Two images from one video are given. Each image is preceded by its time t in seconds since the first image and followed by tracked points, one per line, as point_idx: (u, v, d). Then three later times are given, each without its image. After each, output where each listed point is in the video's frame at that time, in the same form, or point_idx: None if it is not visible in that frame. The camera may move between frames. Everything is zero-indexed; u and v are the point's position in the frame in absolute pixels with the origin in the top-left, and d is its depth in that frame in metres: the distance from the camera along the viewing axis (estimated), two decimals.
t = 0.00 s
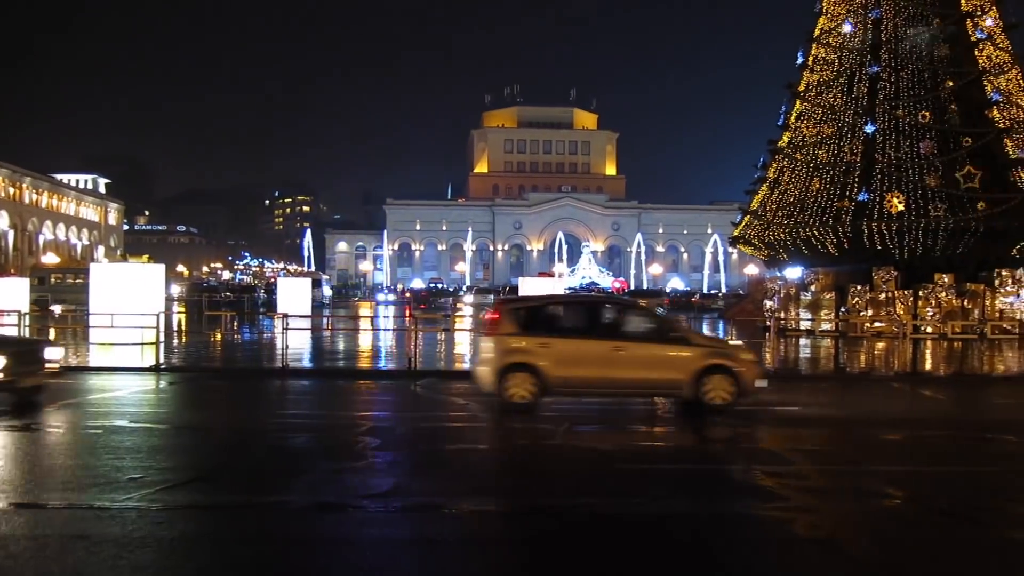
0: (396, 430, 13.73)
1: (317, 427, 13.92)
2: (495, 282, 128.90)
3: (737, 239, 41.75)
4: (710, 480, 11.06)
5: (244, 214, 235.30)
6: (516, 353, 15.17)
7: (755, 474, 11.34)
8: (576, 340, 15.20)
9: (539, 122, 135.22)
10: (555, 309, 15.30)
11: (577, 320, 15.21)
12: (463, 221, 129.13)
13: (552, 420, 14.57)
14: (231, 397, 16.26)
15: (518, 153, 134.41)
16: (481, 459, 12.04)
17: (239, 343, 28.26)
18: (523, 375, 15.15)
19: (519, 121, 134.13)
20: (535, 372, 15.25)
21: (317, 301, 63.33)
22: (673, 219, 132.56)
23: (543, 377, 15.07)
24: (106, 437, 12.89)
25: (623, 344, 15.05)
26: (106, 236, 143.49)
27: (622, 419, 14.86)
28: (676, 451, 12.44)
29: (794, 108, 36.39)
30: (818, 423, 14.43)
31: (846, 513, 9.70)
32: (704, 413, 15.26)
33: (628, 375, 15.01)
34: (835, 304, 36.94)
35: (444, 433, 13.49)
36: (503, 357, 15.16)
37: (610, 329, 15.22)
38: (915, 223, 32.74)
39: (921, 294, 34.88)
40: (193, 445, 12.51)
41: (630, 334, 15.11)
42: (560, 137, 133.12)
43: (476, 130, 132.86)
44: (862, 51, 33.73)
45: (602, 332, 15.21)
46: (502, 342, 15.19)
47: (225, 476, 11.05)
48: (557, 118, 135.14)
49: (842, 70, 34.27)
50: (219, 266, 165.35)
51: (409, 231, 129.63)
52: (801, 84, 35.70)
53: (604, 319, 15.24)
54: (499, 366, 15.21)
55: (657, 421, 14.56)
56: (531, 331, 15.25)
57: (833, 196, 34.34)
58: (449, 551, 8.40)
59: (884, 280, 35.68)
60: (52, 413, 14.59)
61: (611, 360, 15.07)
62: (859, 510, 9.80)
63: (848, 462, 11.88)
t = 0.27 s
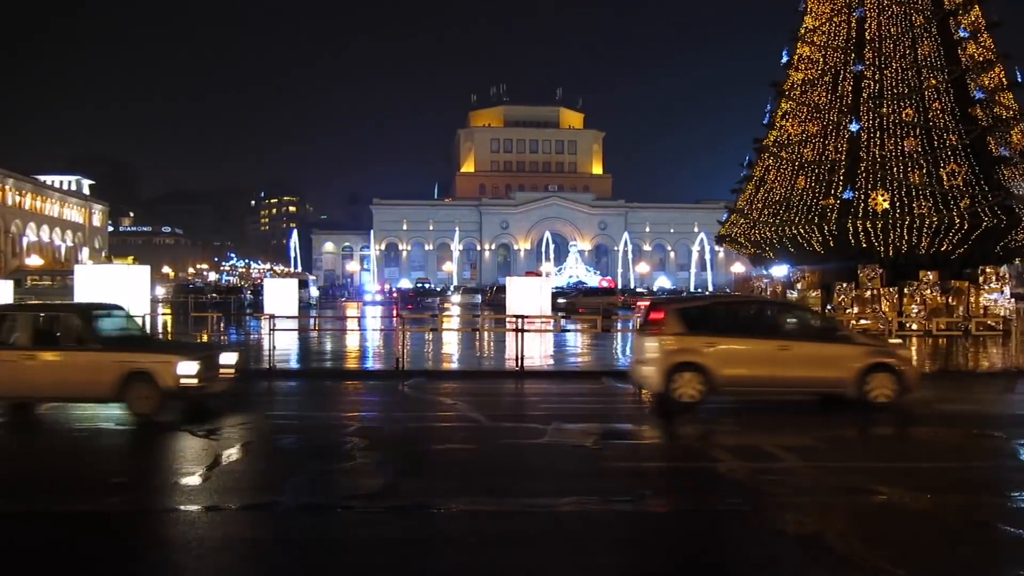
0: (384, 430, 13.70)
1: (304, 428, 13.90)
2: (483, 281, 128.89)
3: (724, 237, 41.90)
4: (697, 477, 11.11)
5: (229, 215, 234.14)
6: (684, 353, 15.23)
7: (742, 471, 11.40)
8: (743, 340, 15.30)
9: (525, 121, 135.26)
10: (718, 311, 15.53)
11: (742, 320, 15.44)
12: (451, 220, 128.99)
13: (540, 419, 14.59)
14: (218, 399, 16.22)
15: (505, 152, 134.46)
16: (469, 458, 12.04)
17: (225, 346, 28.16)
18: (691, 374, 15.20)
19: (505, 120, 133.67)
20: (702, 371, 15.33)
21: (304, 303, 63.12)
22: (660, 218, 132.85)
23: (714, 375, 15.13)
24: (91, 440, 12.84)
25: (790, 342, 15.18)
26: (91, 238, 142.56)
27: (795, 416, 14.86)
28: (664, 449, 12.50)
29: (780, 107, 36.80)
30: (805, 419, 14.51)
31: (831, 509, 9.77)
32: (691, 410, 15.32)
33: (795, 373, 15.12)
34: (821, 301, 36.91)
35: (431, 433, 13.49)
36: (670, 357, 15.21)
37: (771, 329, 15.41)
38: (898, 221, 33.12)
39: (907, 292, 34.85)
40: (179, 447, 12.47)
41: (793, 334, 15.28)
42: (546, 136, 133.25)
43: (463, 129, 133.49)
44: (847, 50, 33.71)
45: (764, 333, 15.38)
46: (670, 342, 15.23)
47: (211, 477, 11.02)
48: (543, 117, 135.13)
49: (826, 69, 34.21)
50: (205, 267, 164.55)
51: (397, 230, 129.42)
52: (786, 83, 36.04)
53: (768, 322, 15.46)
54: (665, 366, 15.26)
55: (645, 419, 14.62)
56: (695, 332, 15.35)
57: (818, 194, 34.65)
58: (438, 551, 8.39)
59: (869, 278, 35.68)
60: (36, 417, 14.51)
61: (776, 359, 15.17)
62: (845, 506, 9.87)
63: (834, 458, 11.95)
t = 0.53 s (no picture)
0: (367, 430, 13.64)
1: (286, 427, 13.81)
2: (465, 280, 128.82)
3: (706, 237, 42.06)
4: (680, 475, 11.16)
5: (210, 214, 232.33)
6: (872, 349, 15.86)
7: (724, 469, 11.44)
8: (925, 338, 15.87)
9: (508, 120, 134.88)
10: (900, 309, 16.11)
11: (919, 320, 16.02)
12: (432, 220, 128.78)
13: (524, 418, 14.58)
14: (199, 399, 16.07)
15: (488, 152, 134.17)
16: (451, 457, 12.03)
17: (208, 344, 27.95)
18: (879, 372, 15.92)
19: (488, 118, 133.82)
20: (887, 368, 15.99)
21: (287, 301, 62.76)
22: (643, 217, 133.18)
23: (904, 372, 15.77)
24: (71, 440, 12.69)
25: (970, 340, 15.73)
26: (70, 237, 141.22)
27: (972, 412, 15.42)
28: (646, 448, 12.53)
29: (762, 106, 37.34)
30: (787, 417, 14.60)
31: (811, 506, 9.83)
32: (674, 408, 15.38)
33: (978, 372, 15.70)
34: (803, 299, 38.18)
35: (414, 433, 13.45)
36: (857, 355, 15.87)
37: (948, 327, 16.04)
38: (879, 218, 33.38)
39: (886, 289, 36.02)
40: (159, 448, 12.35)
41: (972, 332, 15.82)
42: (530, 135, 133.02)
43: (447, 128, 133.57)
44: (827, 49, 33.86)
45: (945, 333, 15.96)
46: (858, 342, 15.82)
47: (192, 478, 10.93)
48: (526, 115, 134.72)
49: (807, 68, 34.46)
50: (185, 267, 163.32)
51: (378, 230, 129.09)
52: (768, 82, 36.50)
53: (948, 321, 16.02)
54: (850, 365, 15.93)
55: (628, 417, 14.65)
56: (882, 330, 15.94)
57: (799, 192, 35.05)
58: (419, 552, 8.37)
59: (851, 276, 36.65)
60: (15, 417, 14.33)
61: (959, 358, 15.75)
62: (826, 503, 9.93)
63: (816, 455, 12.04)
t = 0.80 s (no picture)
0: (344, 430, 13.58)
1: (262, 428, 13.72)
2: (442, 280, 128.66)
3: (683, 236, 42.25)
4: (656, 474, 11.22)
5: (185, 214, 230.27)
6: (1014, 348, 15.96)
7: (699, 467, 11.52)
8: None
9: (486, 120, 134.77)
10: None
11: None
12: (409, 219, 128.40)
13: (501, 417, 14.58)
14: (173, 400, 15.89)
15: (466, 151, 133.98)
16: (429, 457, 12.01)
17: (183, 345, 27.71)
18: (1022, 369, 15.90)
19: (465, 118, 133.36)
20: None
21: (263, 302, 62.35)
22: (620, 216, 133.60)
23: None
24: (43, 442, 12.51)
25: None
26: (41, 236, 139.46)
27: None
28: (623, 447, 12.58)
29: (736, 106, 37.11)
30: (762, 415, 14.73)
31: (785, 503, 9.92)
32: (650, 407, 15.47)
33: None
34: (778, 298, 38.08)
35: (390, 433, 13.40)
36: (999, 353, 15.93)
37: None
38: (852, 218, 33.74)
39: (860, 288, 36.01)
40: (133, 449, 12.22)
41: None
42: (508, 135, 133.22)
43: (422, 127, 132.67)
44: (802, 50, 34.30)
45: None
46: (998, 340, 15.93)
47: (167, 479, 10.84)
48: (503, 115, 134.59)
49: (782, 69, 34.69)
50: (159, 266, 161.82)
51: (354, 229, 128.54)
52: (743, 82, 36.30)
53: None
54: (992, 363, 15.96)
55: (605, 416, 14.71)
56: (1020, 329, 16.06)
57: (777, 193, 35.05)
58: (396, 550, 8.38)
59: (824, 275, 36.52)
60: None
61: None
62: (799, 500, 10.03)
63: (792, 453, 12.16)
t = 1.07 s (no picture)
0: (328, 430, 13.54)
1: (246, 429, 13.63)
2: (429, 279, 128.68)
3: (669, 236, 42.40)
4: (642, 473, 11.22)
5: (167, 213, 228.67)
6: None
7: (685, 466, 11.53)
8: None
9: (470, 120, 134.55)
10: None
11: None
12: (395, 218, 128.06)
13: (487, 417, 14.56)
14: (156, 401, 15.77)
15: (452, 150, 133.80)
16: (414, 457, 11.98)
17: (165, 346, 27.50)
18: None
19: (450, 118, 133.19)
20: None
21: (247, 302, 61.97)
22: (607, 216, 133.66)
23: None
24: (23, 443, 12.38)
25: None
26: (22, 236, 138.18)
27: None
28: (609, 446, 12.58)
29: (722, 107, 37.28)
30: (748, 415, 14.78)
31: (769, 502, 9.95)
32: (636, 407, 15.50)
33: None
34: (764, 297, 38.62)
35: (375, 433, 13.37)
36: None
37: None
38: (837, 219, 33.48)
39: (845, 288, 36.15)
40: (115, 450, 12.11)
41: None
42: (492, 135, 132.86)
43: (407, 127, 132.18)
44: (787, 51, 34.54)
45: None
46: None
47: (150, 480, 10.76)
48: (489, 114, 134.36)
49: (767, 70, 34.89)
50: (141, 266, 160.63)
51: (341, 229, 128.14)
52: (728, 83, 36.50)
53: None
54: None
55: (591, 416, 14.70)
56: None
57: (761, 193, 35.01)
58: (381, 551, 8.33)
59: (810, 275, 36.67)
60: None
61: None
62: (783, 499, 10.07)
63: (777, 451, 12.21)
